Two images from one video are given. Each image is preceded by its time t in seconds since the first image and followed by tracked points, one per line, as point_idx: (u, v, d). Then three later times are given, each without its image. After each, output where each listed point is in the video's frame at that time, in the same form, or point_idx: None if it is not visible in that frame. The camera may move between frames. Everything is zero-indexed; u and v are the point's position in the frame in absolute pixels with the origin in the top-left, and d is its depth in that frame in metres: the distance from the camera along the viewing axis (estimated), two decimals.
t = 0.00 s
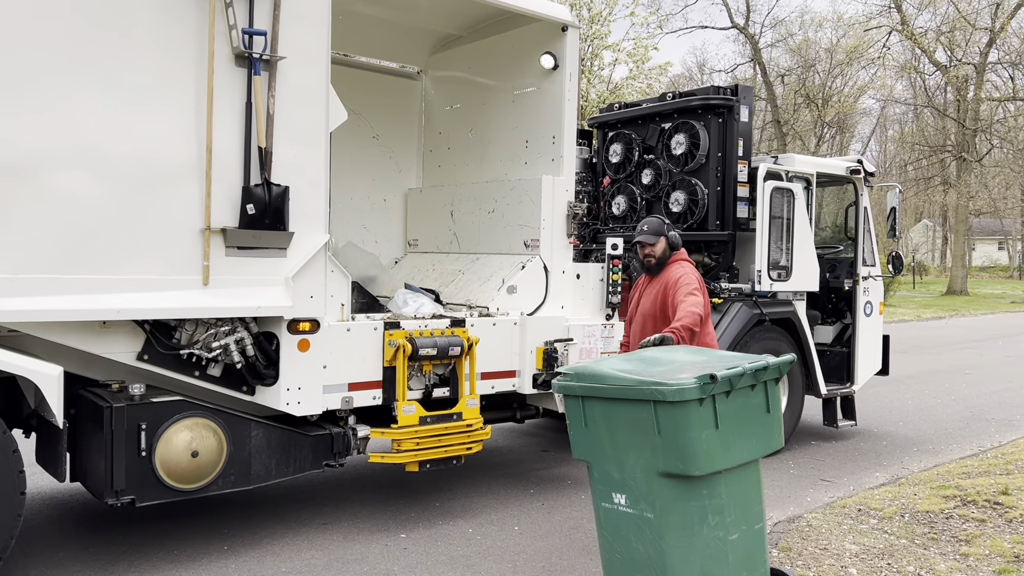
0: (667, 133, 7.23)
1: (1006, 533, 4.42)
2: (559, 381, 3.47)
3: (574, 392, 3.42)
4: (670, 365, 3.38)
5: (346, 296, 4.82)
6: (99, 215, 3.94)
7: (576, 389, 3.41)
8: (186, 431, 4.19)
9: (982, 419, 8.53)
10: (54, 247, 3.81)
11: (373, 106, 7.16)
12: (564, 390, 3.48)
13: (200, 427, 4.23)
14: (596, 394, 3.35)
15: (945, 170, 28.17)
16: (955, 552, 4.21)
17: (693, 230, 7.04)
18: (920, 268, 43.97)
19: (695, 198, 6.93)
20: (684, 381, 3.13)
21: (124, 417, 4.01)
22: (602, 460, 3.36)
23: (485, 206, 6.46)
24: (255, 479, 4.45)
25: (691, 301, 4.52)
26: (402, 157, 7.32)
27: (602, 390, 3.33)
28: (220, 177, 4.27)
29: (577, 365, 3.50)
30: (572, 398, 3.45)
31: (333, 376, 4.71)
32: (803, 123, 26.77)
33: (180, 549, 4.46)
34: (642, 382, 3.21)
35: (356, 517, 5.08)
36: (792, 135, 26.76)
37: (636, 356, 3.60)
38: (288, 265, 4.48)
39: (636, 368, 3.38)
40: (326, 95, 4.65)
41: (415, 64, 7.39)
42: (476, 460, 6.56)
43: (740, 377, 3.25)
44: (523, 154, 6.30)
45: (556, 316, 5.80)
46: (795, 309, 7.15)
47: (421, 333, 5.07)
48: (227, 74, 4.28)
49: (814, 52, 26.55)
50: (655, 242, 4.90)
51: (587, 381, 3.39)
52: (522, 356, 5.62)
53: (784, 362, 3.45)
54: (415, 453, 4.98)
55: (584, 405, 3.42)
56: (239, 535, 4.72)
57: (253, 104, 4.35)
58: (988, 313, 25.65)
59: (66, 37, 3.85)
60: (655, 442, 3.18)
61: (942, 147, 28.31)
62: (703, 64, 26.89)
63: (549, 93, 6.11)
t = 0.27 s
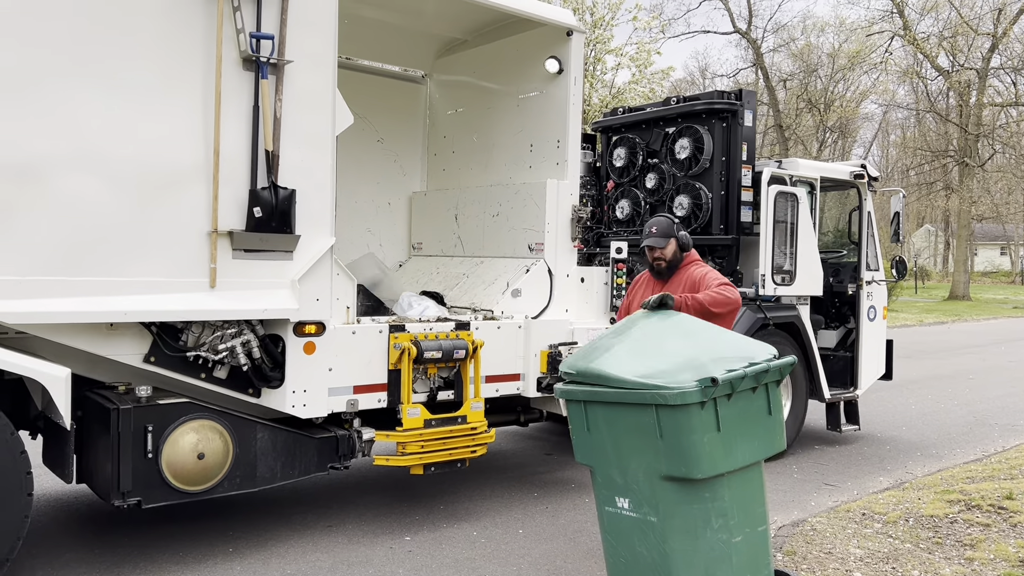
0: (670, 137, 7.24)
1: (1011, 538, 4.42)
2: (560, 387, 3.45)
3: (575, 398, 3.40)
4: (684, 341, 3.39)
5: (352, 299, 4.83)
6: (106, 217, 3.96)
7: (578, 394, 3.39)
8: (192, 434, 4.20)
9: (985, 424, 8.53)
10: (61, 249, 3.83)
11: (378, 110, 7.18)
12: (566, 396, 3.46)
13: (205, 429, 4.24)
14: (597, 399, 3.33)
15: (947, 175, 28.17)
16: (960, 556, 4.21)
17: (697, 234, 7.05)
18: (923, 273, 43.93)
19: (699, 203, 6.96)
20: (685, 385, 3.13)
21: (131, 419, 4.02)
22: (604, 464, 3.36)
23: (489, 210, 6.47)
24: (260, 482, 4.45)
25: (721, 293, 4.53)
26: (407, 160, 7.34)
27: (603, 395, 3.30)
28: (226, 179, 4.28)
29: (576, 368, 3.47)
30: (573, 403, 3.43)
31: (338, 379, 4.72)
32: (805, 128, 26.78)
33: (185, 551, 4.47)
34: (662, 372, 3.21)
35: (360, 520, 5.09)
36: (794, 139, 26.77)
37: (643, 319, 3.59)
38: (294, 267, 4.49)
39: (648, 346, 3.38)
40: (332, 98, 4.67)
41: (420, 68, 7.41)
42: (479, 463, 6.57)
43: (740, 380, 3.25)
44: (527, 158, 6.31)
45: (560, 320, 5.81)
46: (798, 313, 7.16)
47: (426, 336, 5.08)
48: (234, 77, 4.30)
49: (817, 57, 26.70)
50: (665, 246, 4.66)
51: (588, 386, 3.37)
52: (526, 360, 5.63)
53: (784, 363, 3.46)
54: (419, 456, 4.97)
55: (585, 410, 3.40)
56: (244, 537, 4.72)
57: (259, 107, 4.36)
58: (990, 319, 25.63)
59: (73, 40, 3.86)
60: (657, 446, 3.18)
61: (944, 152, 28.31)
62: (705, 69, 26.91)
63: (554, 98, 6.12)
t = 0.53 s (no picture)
0: (672, 142, 7.25)
1: (1013, 541, 4.43)
2: (564, 390, 3.46)
3: (580, 400, 3.42)
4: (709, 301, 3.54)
5: (355, 302, 4.83)
6: (111, 220, 3.97)
7: (582, 397, 3.41)
8: (195, 436, 4.21)
9: (986, 428, 8.54)
10: (66, 252, 3.84)
11: (380, 114, 7.20)
12: (569, 398, 3.47)
13: (210, 431, 4.26)
14: (602, 401, 3.35)
15: (948, 180, 28.18)
16: (961, 560, 4.22)
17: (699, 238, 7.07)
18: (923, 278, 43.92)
19: (701, 207, 6.99)
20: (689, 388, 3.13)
21: (135, 420, 4.03)
22: (608, 467, 3.37)
23: (492, 213, 6.48)
24: (263, 484, 4.46)
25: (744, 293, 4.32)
26: (409, 164, 7.36)
27: (608, 397, 3.32)
28: (231, 182, 4.30)
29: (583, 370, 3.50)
30: (578, 405, 3.45)
31: (341, 382, 4.73)
32: (806, 132, 26.79)
33: (189, 553, 4.47)
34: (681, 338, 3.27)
35: (363, 523, 5.09)
36: (795, 144, 26.76)
37: (659, 244, 3.56)
38: (297, 270, 4.50)
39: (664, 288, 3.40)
40: (336, 102, 4.69)
41: (423, 72, 7.43)
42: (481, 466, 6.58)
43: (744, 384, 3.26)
44: (530, 162, 6.33)
45: (562, 323, 5.83)
46: (800, 317, 7.18)
47: (429, 339, 5.09)
48: (239, 81, 4.32)
49: (817, 62, 26.35)
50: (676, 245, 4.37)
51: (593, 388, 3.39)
52: (528, 363, 5.64)
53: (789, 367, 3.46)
54: (422, 459, 4.98)
55: (590, 413, 3.42)
56: (247, 540, 4.73)
57: (264, 111, 4.38)
58: (991, 323, 25.61)
59: (83, 44, 3.89)
60: (661, 449, 3.18)
61: (945, 156, 28.32)
62: (706, 73, 26.92)
63: (556, 102, 6.14)
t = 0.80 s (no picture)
0: (673, 144, 7.27)
1: (1014, 544, 4.43)
2: (571, 386, 3.47)
3: (586, 397, 3.43)
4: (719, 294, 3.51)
5: (356, 303, 4.85)
6: (114, 221, 3.98)
7: (589, 394, 3.42)
8: (197, 437, 4.22)
9: (987, 431, 8.54)
10: (69, 253, 3.85)
11: (382, 116, 7.21)
12: (576, 394, 3.49)
13: (212, 432, 4.26)
14: (609, 399, 3.35)
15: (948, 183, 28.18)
16: (962, 562, 4.22)
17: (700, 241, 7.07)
18: (923, 281, 43.93)
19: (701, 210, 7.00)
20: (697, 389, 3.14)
21: (137, 422, 4.04)
22: (612, 464, 3.38)
23: (493, 216, 6.49)
24: (265, 486, 4.47)
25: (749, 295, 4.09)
26: (411, 166, 7.37)
27: (615, 395, 3.33)
28: (233, 184, 4.32)
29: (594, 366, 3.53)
30: (584, 402, 3.46)
31: (342, 383, 4.73)
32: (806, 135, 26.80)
33: (190, 554, 4.48)
34: (695, 340, 3.26)
35: (364, 524, 5.10)
36: (795, 147, 26.77)
37: (670, 240, 3.51)
38: (299, 272, 4.51)
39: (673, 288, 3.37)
40: (338, 104, 4.70)
41: (424, 74, 7.44)
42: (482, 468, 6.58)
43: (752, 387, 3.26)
44: (531, 164, 6.34)
45: (563, 326, 5.83)
46: (800, 319, 7.18)
47: (430, 340, 5.09)
48: (241, 83, 4.33)
49: (818, 65, 26.48)
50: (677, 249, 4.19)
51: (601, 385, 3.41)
52: (529, 365, 5.65)
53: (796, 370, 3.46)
54: (424, 460, 4.98)
55: (596, 410, 3.43)
56: (249, 541, 4.73)
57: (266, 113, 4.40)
58: (991, 327, 25.59)
59: (86, 46, 3.90)
60: (666, 449, 3.19)
61: (945, 159, 28.32)
62: (706, 76, 26.93)
63: (558, 104, 6.15)
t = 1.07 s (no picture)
0: (675, 145, 7.28)
1: (1015, 545, 4.43)
2: (562, 388, 3.44)
3: (579, 398, 3.40)
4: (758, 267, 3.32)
5: (358, 303, 4.84)
6: (116, 222, 3.99)
7: (581, 394, 3.39)
8: (200, 436, 4.22)
9: (987, 433, 8.54)
10: (71, 254, 3.86)
11: (383, 117, 7.22)
12: (568, 397, 3.44)
13: (214, 432, 4.27)
14: (602, 397, 3.32)
15: (949, 185, 28.18)
16: (963, 563, 4.22)
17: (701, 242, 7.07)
18: (924, 282, 43.94)
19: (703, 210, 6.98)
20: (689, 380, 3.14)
21: (139, 422, 4.04)
22: (608, 463, 3.36)
23: (494, 216, 6.50)
24: (267, 485, 4.48)
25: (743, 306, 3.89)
26: (412, 167, 7.38)
27: (607, 394, 3.31)
28: (235, 184, 4.32)
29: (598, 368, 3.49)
30: (577, 403, 3.42)
31: (344, 383, 4.74)
32: (807, 137, 26.83)
33: (192, 554, 4.48)
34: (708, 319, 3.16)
35: (365, 524, 5.10)
36: (796, 148, 26.79)
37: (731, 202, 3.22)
38: (302, 272, 4.52)
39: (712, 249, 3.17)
40: (341, 104, 4.71)
41: (426, 75, 7.45)
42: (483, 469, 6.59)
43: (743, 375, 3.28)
44: (532, 165, 6.35)
45: (564, 326, 5.84)
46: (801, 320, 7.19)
47: (431, 341, 5.10)
48: (243, 83, 4.34)
49: (819, 67, 26.51)
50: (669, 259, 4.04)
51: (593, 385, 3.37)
52: (530, 366, 5.65)
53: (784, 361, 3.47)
54: (425, 460, 4.98)
55: (589, 410, 3.40)
56: (251, 541, 4.74)
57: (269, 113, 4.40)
58: (991, 328, 25.60)
59: (88, 46, 3.90)
60: (662, 442, 3.18)
61: (946, 161, 28.32)
62: (707, 77, 26.95)
63: (559, 105, 6.16)
